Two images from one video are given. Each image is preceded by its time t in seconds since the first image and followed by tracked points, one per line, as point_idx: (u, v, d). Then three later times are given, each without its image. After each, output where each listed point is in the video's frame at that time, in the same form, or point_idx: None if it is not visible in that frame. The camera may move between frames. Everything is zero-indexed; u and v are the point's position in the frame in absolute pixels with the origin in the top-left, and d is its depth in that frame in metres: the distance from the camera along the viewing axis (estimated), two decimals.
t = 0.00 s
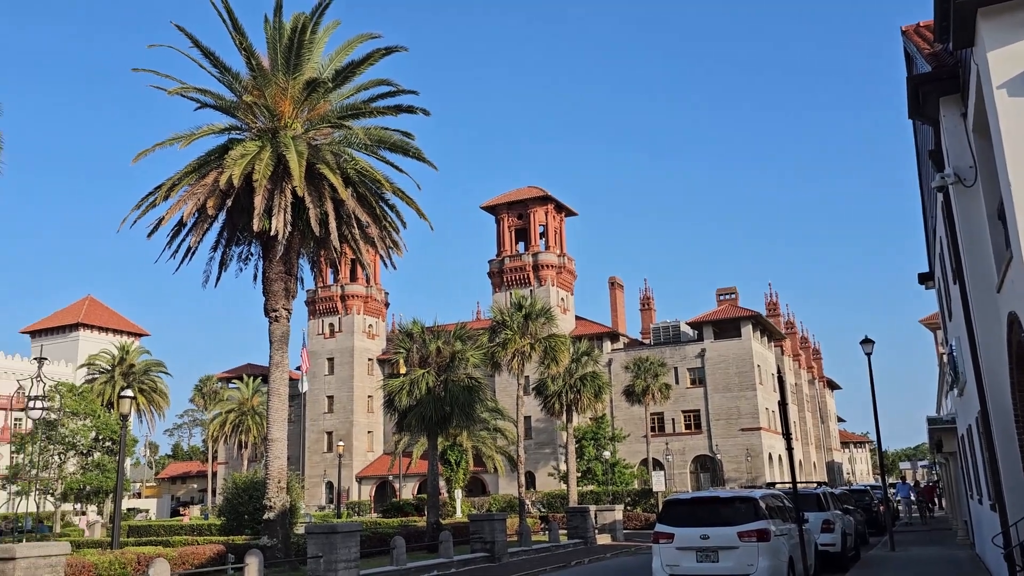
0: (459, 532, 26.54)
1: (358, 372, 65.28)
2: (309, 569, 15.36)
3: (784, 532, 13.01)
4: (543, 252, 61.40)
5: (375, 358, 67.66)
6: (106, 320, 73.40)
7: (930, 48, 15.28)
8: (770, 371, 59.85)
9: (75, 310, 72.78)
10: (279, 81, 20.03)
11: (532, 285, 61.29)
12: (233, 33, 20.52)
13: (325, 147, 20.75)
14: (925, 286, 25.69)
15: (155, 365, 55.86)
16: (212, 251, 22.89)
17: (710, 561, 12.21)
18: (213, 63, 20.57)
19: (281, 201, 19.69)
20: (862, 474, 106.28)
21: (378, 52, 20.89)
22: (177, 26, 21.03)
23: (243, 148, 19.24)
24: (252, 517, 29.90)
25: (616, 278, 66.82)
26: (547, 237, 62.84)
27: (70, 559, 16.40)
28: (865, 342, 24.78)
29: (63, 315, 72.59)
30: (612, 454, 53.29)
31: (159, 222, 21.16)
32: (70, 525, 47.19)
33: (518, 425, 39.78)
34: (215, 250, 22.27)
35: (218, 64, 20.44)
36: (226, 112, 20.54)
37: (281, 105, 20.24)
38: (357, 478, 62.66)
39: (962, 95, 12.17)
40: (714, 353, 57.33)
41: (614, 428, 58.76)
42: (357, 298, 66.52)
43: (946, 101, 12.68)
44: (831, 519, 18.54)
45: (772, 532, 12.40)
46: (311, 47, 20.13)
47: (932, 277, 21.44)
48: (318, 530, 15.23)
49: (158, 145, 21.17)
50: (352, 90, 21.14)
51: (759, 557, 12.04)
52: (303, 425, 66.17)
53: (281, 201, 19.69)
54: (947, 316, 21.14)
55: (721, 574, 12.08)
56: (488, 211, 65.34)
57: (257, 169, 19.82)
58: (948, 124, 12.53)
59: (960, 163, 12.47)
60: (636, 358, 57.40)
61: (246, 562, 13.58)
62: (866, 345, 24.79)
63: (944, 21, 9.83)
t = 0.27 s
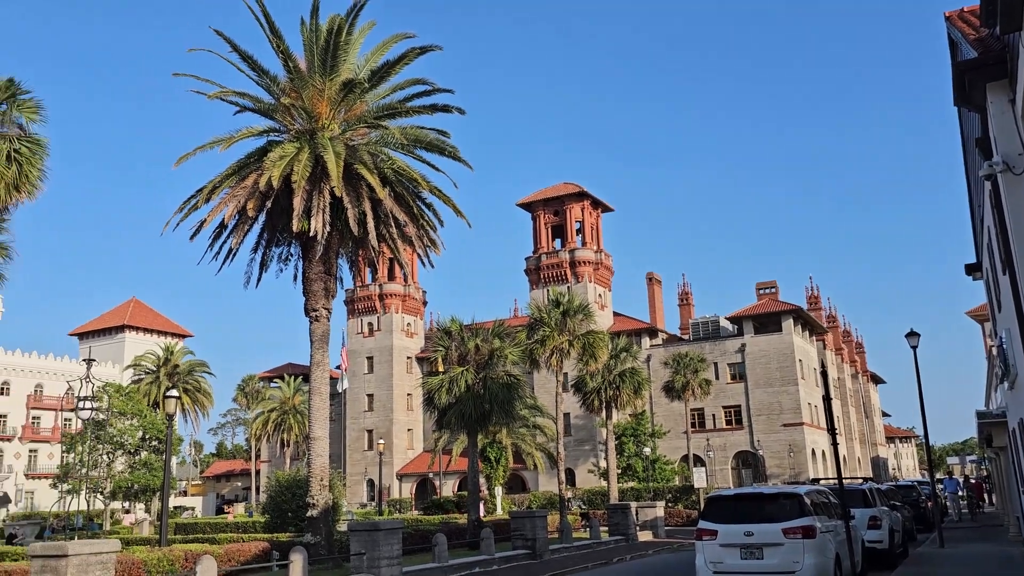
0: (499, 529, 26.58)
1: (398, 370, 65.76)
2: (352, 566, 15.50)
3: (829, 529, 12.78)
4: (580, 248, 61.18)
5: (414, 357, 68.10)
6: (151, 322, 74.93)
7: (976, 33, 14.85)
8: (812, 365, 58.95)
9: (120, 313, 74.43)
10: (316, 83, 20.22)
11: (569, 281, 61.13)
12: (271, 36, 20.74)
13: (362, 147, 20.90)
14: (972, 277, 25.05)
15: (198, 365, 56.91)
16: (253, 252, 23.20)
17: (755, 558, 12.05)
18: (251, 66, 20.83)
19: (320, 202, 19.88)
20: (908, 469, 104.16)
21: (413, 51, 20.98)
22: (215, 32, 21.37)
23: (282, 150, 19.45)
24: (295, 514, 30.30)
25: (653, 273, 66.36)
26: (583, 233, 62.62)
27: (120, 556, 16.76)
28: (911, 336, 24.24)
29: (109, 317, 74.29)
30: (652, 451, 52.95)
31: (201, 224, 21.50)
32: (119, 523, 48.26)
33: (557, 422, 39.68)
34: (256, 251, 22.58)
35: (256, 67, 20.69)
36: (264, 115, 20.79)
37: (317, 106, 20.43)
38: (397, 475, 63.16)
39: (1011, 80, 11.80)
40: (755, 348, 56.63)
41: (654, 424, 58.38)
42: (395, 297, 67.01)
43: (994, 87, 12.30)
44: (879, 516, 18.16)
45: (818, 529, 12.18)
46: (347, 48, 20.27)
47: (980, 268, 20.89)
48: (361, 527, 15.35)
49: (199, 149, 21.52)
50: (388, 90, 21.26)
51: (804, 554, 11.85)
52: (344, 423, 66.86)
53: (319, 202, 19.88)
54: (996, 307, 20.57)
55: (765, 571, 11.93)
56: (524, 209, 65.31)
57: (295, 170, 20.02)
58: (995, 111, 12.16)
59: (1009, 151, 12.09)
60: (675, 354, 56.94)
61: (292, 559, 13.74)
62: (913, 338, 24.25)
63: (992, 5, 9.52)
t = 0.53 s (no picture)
0: (548, 527, 26.54)
1: (444, 369, 66.13)
2: (402, 564, 15.62)
3: (887, 527, 12.47)
4: (624, 245, 60.80)
5: (460, 355, 68.42)
6: (202, 324, 76.56)
7: None
8: (863, 361, 57.69)
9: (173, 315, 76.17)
10: (360, 85, 20.41)
11: (614, 278, 60.78)
12: (315, 40, 20.98)
13: (406, 148, 21.05)
14: None
15: (249, 366, 57.98)
16: (301, 254, 23.51)
17: (809, 556, 11.82)
18: (296, 70, 21.11)
19: (365, 203, 20.06)
20: (966, 466, 101.29)
21: (455, 51, 21.05)
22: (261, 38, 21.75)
23: (328, 152, 19.67)
24: (345, 512, 30.67)
25: (699, 269, 65.62)
26: (628, 230, 62.20)
27: (177, 554, 17.13)
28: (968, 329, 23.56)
29: (163, 320, 76.15)
30: (701, 448, 52.38)
31: (250, 227, 21.85)
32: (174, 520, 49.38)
33: (604, 420, 39.43)
34: (304, 253, 22.87)
35: (301, 71, 20.95)
36: (310, 118, 21.05)
37: (362, 108, 20.63)
38: (445, 473, 63.53)
39: None
40: (804, 343, 55.65)
41: (702, 422, 57.74)
42: (440, 296, 67.43)
43: None
44: (938, 514, 17.65)
45: (875, 527, 11.89)
46: (389, 50, 20.41)
47: None
48: (411, 525, 15.46)
49: (248, 153, 21.88)
50: (431, 91, 21.36)
51: (860, 553, 11.59)
52: (392, 422, 67.48)
53: (365, 203, 20.06)
54: None
55: (819, 570, 11.70)
56: (568, 206, 65.11)
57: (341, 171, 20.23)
58: None
59: None
60: (722, 350, 56.22)
61: (343, 557, 13.88)
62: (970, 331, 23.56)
63: None
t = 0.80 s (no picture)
0: (604, 526, 26.40)
1: (497, 368, 66.34)
2: (458, 563, 15.70)
3: (954, 528, 12.07)
4: (677, 241, 60.17)
5: (512, 355, 68.55)
6: (259, 326, 78.14)
7: None
8: (926, 356, 56.05)
9: (231, 318, 77.95)
10: (410, 87, 20.57)
11: (666, 276, 60.18)
12: (366, 44, 21.21)
13: (456, 149, 21.17)
14: None
15: (306, 367, 59.03)
16: (354, 256, 23.82)
17: (873, 557, 11.52)
18: (347, 74, 21.38)
19: (417, 204, 20.22)
20: None
21: (505, 50, 21.07)
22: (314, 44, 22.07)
23: (379, 155, 19.89)
24: (402, 511, 30.98)
25: (754, 265, 64.57)
26: (680, 226, 61.54)
27: (240, 551, 17.50)
28: None
29: (222, 322, 77.96)
30: (758, 446, 51.53)
31: (305, 230, 22.19)
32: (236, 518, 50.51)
33: (659, 419, 39.08)
34: (357, 254, 23.16)
35: (352, 75, 21.22)
36: (362, 121, 21.30)
37: (413, 110, 20.80)
38: (500, 472, 63.72)
39: None
40: (864, 339, 54.33)
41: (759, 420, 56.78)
42: (493, 296, 67.70)
43: None
44: (1009, 516, 16.99)
45: (942, 527, 11.51)
46: (439, 51, 20.52)
47: None
48: (468, 524, 15.53)
49: (302, 157, 22.23)
50: (481, 91, 21.41)
51: (927, 554, 11.24)
52: (446, 421, 67.94)
53: (417, 204, 20.22)
54: None
55: (885, 571, 11.39)
56: (619, 203, 64.69)
57: (392, 173, 20.42)
58: None
59: None
60: (779, 347, 55.20)
61: (401, 556, 14.00)
62: None
63: None
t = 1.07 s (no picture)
0: (669, 526, 26.11)
1: (557, 367, 66.26)
2: (523, 562, 15.72)
3: None
4: (738, 237, 59.13)
5: (573, 354, 68.37)
6: (323, 328, 79.69)
7: None
8: (1003, 351, 53.89)
9: (296, 321, 79.66)
10: (468, 88, 20.71)
11: (728, 272, 59.20)
12: (423, 47, 21.40)
13: (514, 149, 21.23)
14: None
15: (369, 367, 59.91)
16: (415, 257, 24.08)
17: (952, 558, 11.12)
18: (405, 78, 21.63)
19: (476, 204, 20.34)
20: None
21: (561, 49, 21.03)
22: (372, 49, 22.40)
23: (438, 156, 20.07)
24: (466, 510, 31.20)
25: (819, 259, 63.04)
26: (741, 221, 60.46)
27: (310, 550, 17.88)
28: None
29: (287, 325, 79.72)
30: (827, 445, 50.32)
31: (367, 233, 22.53)
32: (304, 516, 51.50)
33: (724, 417, 38.42)
34: (418, 256, 23.42)
35: (410, 78, 21.46)
36: (420, 124, 21.52)
37: (471, 111, 20.93)
38: (562, 471, 63.61)
39: None
40: (936, 334, 52.53)
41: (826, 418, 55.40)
42: (552, 295, 67.66)
43: None
44: None
45: None
46: (496, 52, 20.57)
47: None
48: (532, 523, 15.54)
49: (362, 161, 22.58)
50: (538, 90, 21.42)
51: (1008, 555, 10.81)
52: (508, 421, 68.15)
53: (476, 205, 20.34)
54: None
55: (964, 573, 10.99)
56: (678, 200, 63.90)
57: (451, 174, 20.57)
58: None
59: None
60: (846, 343, 53.74)
61: (466, 555, 14.10)
62: None
63: None
